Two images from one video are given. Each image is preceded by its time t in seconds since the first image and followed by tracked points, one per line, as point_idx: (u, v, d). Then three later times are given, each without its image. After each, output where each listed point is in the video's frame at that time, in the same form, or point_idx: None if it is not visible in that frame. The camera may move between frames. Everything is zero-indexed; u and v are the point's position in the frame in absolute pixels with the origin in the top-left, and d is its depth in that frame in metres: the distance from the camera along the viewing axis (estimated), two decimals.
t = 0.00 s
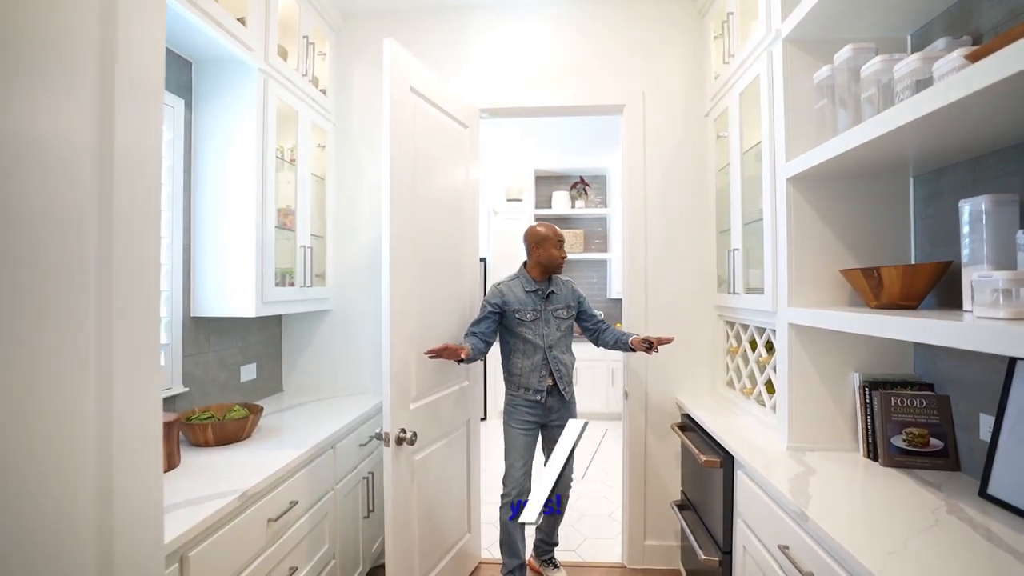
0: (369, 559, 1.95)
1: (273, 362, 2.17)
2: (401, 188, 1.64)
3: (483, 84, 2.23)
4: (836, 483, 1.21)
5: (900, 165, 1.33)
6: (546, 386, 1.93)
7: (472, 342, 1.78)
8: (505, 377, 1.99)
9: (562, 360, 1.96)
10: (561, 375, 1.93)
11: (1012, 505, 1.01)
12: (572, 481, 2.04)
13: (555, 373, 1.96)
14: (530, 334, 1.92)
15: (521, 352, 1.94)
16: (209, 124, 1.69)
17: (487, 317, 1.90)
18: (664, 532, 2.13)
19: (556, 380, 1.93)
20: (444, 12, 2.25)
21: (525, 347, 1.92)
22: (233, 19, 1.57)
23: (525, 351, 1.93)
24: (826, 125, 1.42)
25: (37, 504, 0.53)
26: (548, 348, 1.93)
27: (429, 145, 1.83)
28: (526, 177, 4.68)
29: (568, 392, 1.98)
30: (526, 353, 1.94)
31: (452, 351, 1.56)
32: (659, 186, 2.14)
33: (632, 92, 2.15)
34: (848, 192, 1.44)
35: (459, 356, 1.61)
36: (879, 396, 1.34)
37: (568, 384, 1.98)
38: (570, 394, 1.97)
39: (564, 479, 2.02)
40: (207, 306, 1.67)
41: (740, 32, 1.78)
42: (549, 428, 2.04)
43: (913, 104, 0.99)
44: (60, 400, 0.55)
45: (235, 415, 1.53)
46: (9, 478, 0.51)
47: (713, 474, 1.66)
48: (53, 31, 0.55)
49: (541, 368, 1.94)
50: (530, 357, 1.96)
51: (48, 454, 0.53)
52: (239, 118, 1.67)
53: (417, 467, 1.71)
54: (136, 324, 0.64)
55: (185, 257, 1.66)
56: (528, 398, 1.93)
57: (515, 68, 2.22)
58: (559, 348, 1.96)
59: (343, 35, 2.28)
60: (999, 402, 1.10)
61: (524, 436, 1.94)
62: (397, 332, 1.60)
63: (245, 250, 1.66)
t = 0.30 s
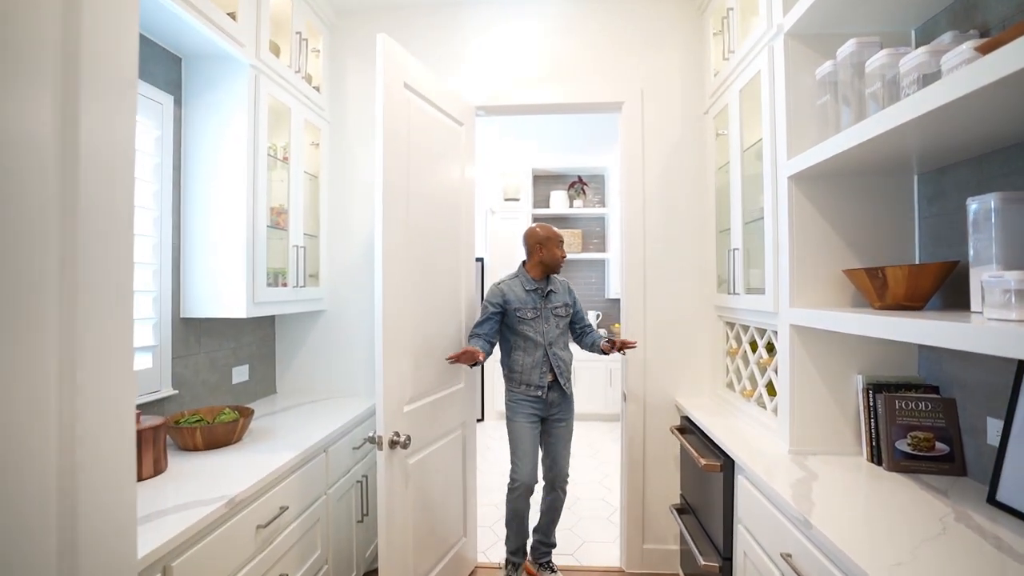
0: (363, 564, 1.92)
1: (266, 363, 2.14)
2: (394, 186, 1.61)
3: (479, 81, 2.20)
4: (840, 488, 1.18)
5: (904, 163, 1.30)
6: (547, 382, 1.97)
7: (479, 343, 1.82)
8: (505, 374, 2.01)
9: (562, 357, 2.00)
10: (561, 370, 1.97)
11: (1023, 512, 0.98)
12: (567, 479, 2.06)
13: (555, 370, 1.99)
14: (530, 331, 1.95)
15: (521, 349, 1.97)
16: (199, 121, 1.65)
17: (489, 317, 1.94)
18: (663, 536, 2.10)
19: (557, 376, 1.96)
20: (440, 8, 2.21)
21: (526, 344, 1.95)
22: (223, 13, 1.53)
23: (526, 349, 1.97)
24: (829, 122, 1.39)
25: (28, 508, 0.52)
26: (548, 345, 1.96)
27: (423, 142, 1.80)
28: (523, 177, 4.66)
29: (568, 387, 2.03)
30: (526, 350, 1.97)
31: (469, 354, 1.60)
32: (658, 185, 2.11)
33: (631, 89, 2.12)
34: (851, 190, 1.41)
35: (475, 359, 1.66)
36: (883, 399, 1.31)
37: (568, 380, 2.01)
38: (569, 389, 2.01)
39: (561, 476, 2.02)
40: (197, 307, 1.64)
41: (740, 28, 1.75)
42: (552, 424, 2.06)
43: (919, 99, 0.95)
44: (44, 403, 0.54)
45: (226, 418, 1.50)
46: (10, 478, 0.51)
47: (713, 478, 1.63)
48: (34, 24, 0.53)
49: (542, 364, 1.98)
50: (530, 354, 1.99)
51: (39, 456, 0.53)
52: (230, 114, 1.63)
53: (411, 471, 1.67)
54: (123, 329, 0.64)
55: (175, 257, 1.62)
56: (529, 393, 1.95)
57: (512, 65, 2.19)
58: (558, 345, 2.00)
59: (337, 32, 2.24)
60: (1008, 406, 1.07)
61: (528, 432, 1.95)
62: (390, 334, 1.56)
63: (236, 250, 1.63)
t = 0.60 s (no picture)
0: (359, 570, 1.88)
1: (261, 366, 2.11)
2: (391, 186, 1.57)
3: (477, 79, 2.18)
4: (846, 496, 1.15)
5: (910, 162, 1.27)
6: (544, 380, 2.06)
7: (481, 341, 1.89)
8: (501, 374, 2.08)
9: (557, 355, 2.09)
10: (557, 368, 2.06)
11: None
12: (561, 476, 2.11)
13: (550, 368, 2.08)
14: (528, 333, 2.03)
15: (518, 350, 2.04)
16: (192, 119, 1.62)
17: (487, 319, 1.98)
18: (664, 541, 2.07)
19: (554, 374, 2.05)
20: (437, 5, 2.19)
21: (524, 345, 2.03)
22: (216, 9, 1.49)
23: (523, 349, 2.04)
24: (834, 120, 1.36)
25: None
26: (544, 344, 2.06)
27: (420, 141, 1.77)
28: (522, 177, 4.63)
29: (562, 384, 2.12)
30: (523, 350, 2.05)
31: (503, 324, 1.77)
32: (658, 185, 2.08)
33: (631, 88, 2.10)
34: (856, 191, 1.38)
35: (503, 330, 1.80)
36: (889, 404, 1.28)
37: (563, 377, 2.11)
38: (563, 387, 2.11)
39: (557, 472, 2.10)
40: (190, 310, 1.61)
41: (742, 26, 1.72)
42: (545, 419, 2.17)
43: (926, 99, 0.93)
44: None
45: (218, 423, 1.46)
46: None
47: (715, 483, 1.60)
48: None
49: (538, 363, 2.07)
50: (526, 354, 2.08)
51: None
52: (223, 113, 1.60)
53: (407, 476, 1.64)
54: (91, 329, 0.64)
55: (166, 258, 1.59)
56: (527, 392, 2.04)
57: (511, 63, 2.17)
58: (553, 344, 2.09)
59: (333, 30, 2.21)
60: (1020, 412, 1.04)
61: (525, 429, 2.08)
62: (386, 336, 1.53)
63: (229, 251, 1.59)
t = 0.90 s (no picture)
0: None
1: (254, 368, 2.04)
2: (387, 182, 1.51)
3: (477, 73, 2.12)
4: (866, 506, 1.09)
5: (932, 156, 1.21)
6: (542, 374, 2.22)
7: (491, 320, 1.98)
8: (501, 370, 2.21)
9: (553, 352, 2.26)
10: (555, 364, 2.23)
11: None
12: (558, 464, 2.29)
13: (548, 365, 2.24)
14: (530, 330, 2.18)
15: (520, 347, 2.18)
16: (180, 112, 1.55)
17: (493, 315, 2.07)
18: (669, 548, 2.01)
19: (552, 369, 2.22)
20: None
21: (526, 342, 2.17)
22: None
23: (523, 347, 2.19)
24: (852, 111, 1.30)
25: None
26: (543, 341, 2.22)
27: (418, 135, 1.70)
28: (523, 176, 4.57)
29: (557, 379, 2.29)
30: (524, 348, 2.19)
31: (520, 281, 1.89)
32: (664, 181, 2.02)
33: (636, 82, 2.03)
34: (873, 186, 1.32)
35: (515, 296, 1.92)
36: (910, 409, 1.23)
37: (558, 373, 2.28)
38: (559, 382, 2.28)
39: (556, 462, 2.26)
40: (178, 310, 1.54)
41: (752, 16, 1.66)
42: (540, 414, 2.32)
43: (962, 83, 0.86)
44: None
45: (207, 429, 1.40)
46: None
47: (725, 490, 1.53)
48: None
49: (536, 360, 2.21)
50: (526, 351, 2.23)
51: None
52: (213, 105, 1.54)
53: (406, 484, 1.58)
54: None
55: (154, 256, 1.53)
56: (526, 386, 2.20)
57: (512, 56, 2.11)
58: (551, 342, 2.27)
59: (329, 22, 2.15)
60: None
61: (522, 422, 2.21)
62: (383, 338, 1.47)
63: (219, 249, 1.53)
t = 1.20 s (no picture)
0: None
1: (240, 372, 1.93)
2: (379, 174, 1.40)
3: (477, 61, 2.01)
4: (909, 531, 0.98)
5: (975, 143, 1.11)
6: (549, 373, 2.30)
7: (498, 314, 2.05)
8: (509, 368, 2.28)
9: (558, 351, 2.35)
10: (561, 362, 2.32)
11: None
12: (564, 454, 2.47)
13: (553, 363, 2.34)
14: (538, 328, 2.27)
15: (528, 344, 2.26)
16: (156, 97, 1.44)
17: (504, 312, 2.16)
18: (679, 563, 1.91)
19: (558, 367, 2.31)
20: None
21: (534, 340, 2.25)
22: None
23: (531, 344, 2.27)
24: (887, 96, 1.19)
25: None
26: (550, 340, 2.30)
27: (414, 124, 1.59)
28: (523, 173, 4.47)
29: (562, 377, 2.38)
30: (531, 345, 2.27)
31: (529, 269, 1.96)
32: (673, 175, 1.92)
33: (644, 70, 1.93)
34: (907, 177, 1.22)
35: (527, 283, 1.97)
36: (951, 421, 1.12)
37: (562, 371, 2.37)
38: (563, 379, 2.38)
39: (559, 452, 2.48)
40: (153, 312, 1.43)
41: None
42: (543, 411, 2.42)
43: None
44: None
45: (182, 440, 1.28)
46: None
47: (743, 506, 1.42)
48: None
49: (543, 358, 2.31)
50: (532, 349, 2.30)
51: None
52: (191, 89, 1.42)
53: (400, 499, 1.47)
54: None
55: (126, 253, 1.42)
56: (533, 384, 2.27)
57: (514, 44, 2.00)
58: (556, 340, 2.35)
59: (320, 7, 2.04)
60: None
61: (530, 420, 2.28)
62: (375, 342, 1.36)
63: (198, 246, 1.42)
